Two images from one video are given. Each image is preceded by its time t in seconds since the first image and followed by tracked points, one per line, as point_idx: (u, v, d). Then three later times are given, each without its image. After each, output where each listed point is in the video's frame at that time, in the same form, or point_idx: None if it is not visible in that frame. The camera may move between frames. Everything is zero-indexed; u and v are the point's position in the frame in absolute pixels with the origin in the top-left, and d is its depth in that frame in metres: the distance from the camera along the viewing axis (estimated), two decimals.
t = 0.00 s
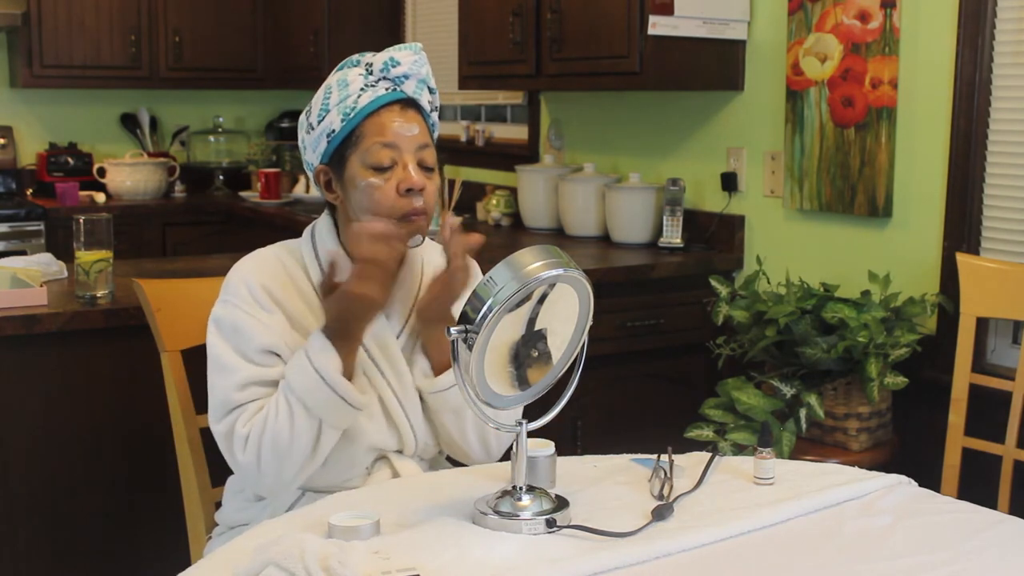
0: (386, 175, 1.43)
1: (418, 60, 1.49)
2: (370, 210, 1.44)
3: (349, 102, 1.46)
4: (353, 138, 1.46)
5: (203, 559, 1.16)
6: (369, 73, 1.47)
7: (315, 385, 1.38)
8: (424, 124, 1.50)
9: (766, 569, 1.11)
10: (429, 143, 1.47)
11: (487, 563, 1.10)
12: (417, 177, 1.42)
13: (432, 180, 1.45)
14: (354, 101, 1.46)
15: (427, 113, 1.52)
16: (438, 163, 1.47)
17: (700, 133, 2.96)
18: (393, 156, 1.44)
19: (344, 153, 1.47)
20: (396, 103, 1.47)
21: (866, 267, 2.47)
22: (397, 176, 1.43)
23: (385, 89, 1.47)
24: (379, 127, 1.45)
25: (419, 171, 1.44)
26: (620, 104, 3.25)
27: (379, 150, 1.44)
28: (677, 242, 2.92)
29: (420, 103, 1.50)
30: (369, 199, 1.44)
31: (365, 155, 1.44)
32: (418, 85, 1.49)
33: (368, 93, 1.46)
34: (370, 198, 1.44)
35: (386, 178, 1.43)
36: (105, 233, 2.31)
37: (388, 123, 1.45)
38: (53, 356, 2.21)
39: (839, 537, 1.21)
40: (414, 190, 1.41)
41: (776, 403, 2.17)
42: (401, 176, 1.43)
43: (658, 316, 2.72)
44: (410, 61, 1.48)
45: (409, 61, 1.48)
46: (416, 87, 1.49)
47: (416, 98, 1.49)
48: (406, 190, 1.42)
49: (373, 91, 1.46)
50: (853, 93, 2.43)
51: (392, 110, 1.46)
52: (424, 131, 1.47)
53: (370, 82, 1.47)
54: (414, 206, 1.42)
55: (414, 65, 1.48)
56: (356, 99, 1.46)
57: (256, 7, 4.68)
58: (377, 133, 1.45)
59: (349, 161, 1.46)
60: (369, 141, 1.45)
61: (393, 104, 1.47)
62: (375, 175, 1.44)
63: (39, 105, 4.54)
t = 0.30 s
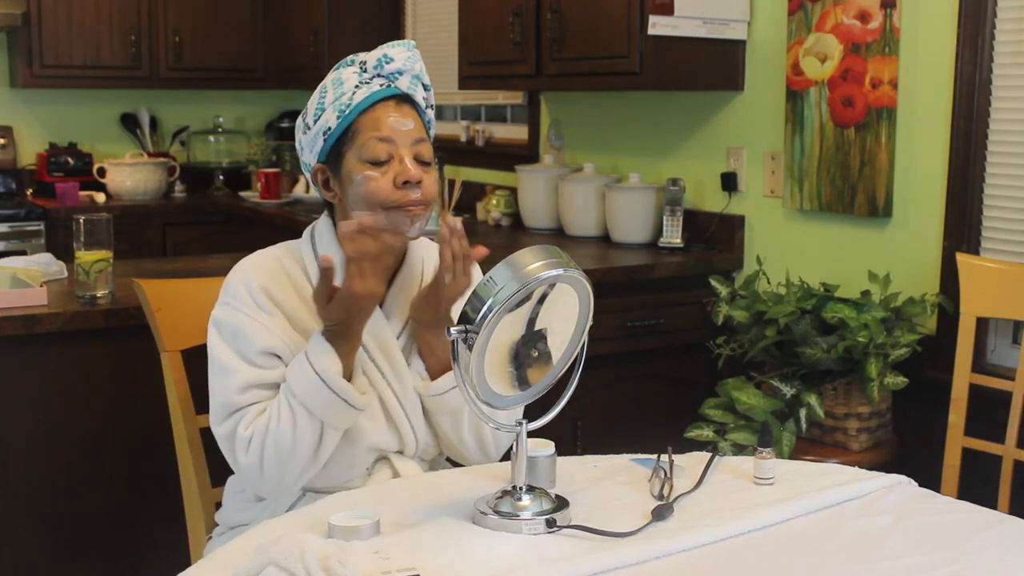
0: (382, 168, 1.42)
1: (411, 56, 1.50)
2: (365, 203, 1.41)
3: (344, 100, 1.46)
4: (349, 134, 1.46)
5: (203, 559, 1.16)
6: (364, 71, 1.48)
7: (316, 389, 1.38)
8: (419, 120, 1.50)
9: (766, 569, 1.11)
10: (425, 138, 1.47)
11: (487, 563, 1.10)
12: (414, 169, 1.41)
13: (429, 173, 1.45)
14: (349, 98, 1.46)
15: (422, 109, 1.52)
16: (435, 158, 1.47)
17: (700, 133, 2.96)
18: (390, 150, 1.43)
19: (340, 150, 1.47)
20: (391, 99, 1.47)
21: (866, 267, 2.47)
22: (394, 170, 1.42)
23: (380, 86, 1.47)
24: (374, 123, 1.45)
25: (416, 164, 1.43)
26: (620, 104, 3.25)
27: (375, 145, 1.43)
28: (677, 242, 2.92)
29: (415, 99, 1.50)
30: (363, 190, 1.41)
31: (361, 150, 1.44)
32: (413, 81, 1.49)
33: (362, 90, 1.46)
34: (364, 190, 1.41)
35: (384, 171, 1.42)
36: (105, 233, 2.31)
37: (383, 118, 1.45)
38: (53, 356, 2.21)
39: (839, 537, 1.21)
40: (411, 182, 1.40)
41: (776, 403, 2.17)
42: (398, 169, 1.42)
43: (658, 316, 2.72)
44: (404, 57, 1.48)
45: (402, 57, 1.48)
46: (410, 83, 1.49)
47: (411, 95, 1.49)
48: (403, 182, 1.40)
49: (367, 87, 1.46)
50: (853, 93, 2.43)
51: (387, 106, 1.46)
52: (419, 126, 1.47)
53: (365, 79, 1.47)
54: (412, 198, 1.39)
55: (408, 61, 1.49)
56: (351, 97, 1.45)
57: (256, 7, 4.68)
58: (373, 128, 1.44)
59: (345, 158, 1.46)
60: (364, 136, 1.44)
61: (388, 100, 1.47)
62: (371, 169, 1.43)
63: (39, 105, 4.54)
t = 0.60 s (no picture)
0: (378, 170, 1.43)
1: (409, 56, 1.50)
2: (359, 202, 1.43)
3: (341, 101, 1.45)
4: (346, 136, 1.46)
5: (203, 559, 1.16)
6: (361, 72, 1.48)
7: (307, 392, 1.38)
8: (416, 121, 1.49)
9: (767, 569, 1.11)
10: (422, 138, 1.47)
11: (487, 563, 1.10)
12: (409, 170, 1.42)
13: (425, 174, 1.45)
14: (346, 99, 1.45)
15: (419, 110, 1.52)
16: (432, 158, 1.47)
17: (699, 133, 2.96)
18: (386, 151, 1.43)
19: (337, 151, 1.47)
20: (388, 100, 1.47)
21: (866, 267, 2.47)
22: (389, 171, 1.43)
23: (377, 86, 1.47)
24: (371, 124, 1.44)
25: (412, 165, 1.43)
26: (620, 104, 3.25)
27: (371, 145, 1.43)
28: (677, 241, 2.92)
29: (412, 99, 1.50)
30: (358, 188, 1.42)
31: (357, 151, 1.44)
32: (410, 82, 1.49)
33: (360, 91, 1.46)
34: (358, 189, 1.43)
35: (379, 172, 1.43)
36: (105, 233, 2.31)
37: (379, 120, 1.44)
38: (53, 356, 2.21)
39: (839, 537, 1.21)
40: (406, 183, 1.41)
41: (776, 403, 2.17)
42: (394, 170, 1.43)
43: (658, 316, 2.72)
44: (401, 58, 1.49)
45: (399, 58, 1.48)
46: (407, 83, 1.49)
47: (408, 95, 1.49)
48: (397, 183, 1.41)
49: (364, 88, 1.46)
50: (853, 93, 2.43)
51: (384, 106, 1.46)
52: (417, 127, 1.46)
53: (362, 80, 1.47)
54: (407, 198, 1.41)
55: (405, 61, 1.49)
56: (348, 98, 1.45)
57: (256, 7, 4.68)
58: (369, 129, 1.44)
59: (342, 159, 1.46)
60: (360, 137, 1.44)
61: (384, 101, 1.46)
62: (366, 170, 1.43)
63: (39, 105, 4.54)
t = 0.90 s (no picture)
0: (382, 172, 1.44)
1: (412, 57, 1.49)
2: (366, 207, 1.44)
3: (344, 101, 1.45)
4: (349, 137, 1.46)
5: (202, 559, 1.16)
6: (364, 72, 1.47)
7: (309, 388, 1.39)
8: (419, 122, 1.50)
9: (767, 568, 1.11)
10: (425, 140, 1.48)
11: (488, 563, 1.10)
12: (414, 172, 1.43)
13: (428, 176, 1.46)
14: (349, 100, 1.45)
15: (422, 111, 1.51)
16: (435, 159, 1.48)
17: (699, 133, 2.96)
18: (390, 153, 1.44)
19: (340, 152, 1.47)
20: (392, 101, 1.47)
21: (866, 267, 2.47)
22: (394, 172, 1.43)
23: (380, 88, 1.47)
24: (375, 125, 1.45)
25: (416, 167, 1.45)
26: (620, 104, 3.25)
27: (375, 148, 1.44)
28: (677, 241, 2.92)
29: (415, 101, 1.49)
30: (364, 194, 1.44)
31: (361, 153, 1.45)
32: (413, 83, 1.49)
33: (363, 92, 1.46)
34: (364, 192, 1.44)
35: (384, 174, 1.44)
36: (105, 233, 2.31)
37: (383, 121, 1.45)
38: (53, 356, 2.21)
39: (839, 537, 1.21)
40: (411, 185, 1.43)
41: (776, 403, 2.17)
42: (398, 171, 1.43)
43: (658, 316, 2.72)
44: (405, 59, 1.48)
45: (402, 59, 1.48)
46: (411, 85, 1.49)
47: (411, 97, 1.49)
48: (403, 186, 1.43)
49: (368, 89, 1.46)
50: (853, 94, 2.43)
51: (388, 108, 1.46)
52: (420, 128, 1.47)
53: (365, 81, 1.47)
54: (412, 200, 1.43)
55: (408, 63, 1.48)
56: (352, 98, 1.45)
57: (256, 7, 4.68)
58: (373, 131, 1.45)
59: (346, 160, 1.46)
60: (364, 138, 1.45)
61: (388, 102, 1.47)
62: (371, 172, 1.44)
63: (39, 105, 4.54)
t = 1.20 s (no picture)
0: (394, 189, 1.43)
1: (429, 69, 1.48)
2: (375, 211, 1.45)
3: (358, 111, 1.44)
4: (361, 148, 1.46)
5: (203, 558, 1.16)
6: (379, 81, 1.46)
7: (316, 358, 1.41)
8: (432, 135, 1.49)
9: (768, 569, 1.11)
10: (437, 155, 1.47)
11: (488, 563, 1.10)
12: (425, 193, 1.43)
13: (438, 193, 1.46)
14: (363, 111, 1.44)
15: (435, 123, 1.51)
16: (444, 175, 1.48)
17: (699, 133, 2.96)
18: (402, 170, 1.44)
19: (351, 162, 1.47)
20: (406, 114, 1.46)
21: (866, 267, 2.47)
22: (405, 191, 1.43)
23: (395, 99, 1.46)
24: (388, 140, 1.44)
25: (427, 186, 1.44)
26: (620, 104, 3.25)
27: (387, 164, 1.44)
28: (677, 241, 2.92)
29: (429, 113, 1.49)
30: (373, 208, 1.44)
31: (373, 167, 1.44)
32: (429, 96, 1.48)
33: (378, 103, 1.44)
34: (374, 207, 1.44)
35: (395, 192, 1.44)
36: (105, 234, 2.31)
37: (397, 137, 1.44)
38: (53, 356, 2.21)
39: (839, 538, 1.21)
40: (421, 207, 1.43)
41: (776, 403, 2.17)
42: (409, 190, 1.43)
43: (658, 316, 2.72)
44: (421, 72, 1.47)
45: (420, 72, 1.47)
46: (426, 97, 1.48)
47: (426, 109, 1.48)
48: (413, 208, 1.43)
49: (383, 100, 1.45)
50: (853, 94, 2.43)
51: (402, 122, 1.45)
52: (433, 143, 1.47)
53: (381, 91, 1.45)
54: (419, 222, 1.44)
55: (425, 76, 1.47)
56: (366, 109, 1.44)
57: (256, 7, 4.68)
58: (387, 146, 1.44)
59: (356, 172, 1.46)
60: (378, 153, 1.44)
61: (402, 116, 1.45)
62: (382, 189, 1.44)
63: (39, 105, 4.54)
